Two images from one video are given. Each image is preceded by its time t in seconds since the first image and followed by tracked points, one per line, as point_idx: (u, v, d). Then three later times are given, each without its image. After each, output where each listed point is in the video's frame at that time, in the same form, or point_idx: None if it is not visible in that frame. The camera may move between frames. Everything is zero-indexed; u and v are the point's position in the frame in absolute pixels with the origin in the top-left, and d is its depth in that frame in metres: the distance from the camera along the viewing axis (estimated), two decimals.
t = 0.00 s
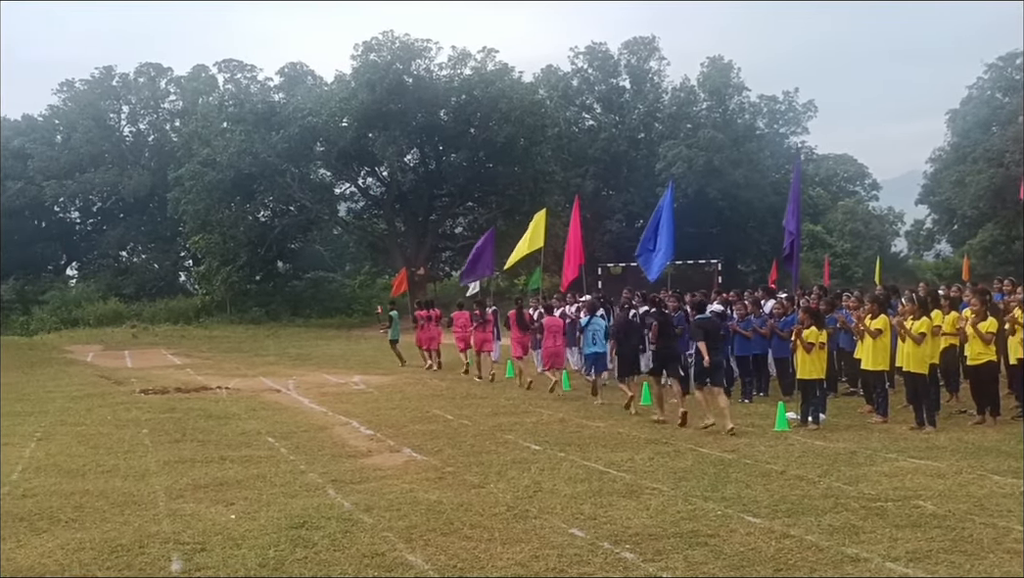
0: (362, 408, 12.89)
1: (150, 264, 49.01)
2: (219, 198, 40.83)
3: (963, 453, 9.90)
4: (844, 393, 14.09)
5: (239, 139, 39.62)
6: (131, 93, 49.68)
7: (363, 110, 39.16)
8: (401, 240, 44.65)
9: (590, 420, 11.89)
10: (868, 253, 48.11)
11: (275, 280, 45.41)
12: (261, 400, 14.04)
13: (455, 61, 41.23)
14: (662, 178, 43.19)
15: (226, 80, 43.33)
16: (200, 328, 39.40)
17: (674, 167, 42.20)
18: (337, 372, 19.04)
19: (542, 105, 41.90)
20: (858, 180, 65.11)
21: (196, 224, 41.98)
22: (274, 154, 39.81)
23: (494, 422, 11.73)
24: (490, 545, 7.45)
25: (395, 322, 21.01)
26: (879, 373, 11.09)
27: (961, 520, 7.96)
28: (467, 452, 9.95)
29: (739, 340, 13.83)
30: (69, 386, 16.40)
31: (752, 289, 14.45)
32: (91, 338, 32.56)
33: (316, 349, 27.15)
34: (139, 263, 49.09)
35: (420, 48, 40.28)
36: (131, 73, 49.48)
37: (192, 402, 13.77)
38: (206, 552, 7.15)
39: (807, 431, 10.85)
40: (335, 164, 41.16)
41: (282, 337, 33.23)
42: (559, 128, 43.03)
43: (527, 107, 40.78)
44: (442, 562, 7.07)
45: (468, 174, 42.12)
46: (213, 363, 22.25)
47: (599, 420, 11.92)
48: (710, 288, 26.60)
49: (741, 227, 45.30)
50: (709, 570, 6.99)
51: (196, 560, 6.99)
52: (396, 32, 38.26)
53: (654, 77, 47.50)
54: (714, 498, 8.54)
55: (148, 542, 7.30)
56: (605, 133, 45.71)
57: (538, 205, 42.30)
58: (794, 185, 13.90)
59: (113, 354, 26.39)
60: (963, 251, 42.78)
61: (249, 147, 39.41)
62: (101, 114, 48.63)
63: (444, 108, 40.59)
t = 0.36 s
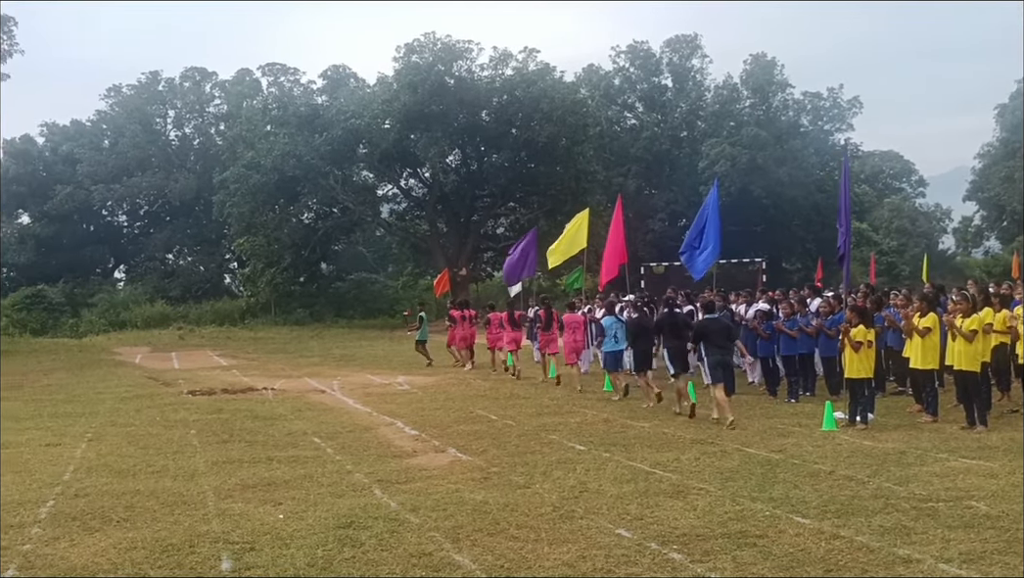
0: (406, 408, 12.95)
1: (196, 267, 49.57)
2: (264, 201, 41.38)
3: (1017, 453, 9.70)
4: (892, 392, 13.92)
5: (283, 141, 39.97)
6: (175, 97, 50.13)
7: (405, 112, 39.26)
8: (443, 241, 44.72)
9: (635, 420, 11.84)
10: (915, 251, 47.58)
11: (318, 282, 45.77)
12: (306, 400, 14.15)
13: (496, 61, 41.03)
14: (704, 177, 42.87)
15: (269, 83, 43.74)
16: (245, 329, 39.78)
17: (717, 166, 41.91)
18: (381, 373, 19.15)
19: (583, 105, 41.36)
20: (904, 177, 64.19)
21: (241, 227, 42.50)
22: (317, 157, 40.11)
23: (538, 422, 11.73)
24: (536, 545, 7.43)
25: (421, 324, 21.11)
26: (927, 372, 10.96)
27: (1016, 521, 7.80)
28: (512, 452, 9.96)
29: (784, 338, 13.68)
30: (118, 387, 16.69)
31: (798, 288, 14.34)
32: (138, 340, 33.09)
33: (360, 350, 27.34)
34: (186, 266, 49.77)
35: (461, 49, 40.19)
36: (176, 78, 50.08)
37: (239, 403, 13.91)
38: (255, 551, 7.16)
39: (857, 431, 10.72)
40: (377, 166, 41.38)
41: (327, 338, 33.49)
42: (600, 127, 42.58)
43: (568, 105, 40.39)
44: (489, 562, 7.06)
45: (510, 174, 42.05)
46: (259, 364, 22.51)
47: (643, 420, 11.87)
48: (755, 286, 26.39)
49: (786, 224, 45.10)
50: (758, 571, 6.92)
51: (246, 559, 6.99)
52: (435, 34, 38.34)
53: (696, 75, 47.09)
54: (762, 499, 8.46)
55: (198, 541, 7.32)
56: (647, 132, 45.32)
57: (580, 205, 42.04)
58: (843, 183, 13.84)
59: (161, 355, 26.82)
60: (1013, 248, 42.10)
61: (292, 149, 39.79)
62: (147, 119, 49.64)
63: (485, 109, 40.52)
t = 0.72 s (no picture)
0: (426, 413, 12.95)
1: (216, 272, 49.53)
2: (284, 206, 41.74)
3: None
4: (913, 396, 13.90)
5: (303, 147, 40.13)
6: (196, 104, 50.70)
7: (423, 116, 39.26)
8: (462, 245, 44.63)
9: (655, 425, 11.80)
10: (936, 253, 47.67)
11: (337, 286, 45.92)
12: (326, 405, 14.17)
13: (514, 65, 40.88)
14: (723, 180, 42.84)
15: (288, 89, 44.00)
16: (265, 334, 39.95)
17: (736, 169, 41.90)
18: (400, 377, 19.19)
19: (602, 109, 41.01)
20: (924, 180, 64.10)
21: (260, 232, 42.77)
22: (337, 161, 40.22)
23: (559, 426, 11.73)
24: (559, 549, 7.41)
25: (424, 329, 21.05)
26: (951, 376, 10.91)
27: None
28: (532, 456, 9.93)
29: (805, 343, 13.66)
30: (139, 392, 16.78)
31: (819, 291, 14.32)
32: (160, 344, 33.27)
33: (379, 354, 27.39)
34: (207, 271, 49.99)
35: (480, 53, 40.08)
36: (196, 84, 50.51)
37: (259, 407, 13.93)
38: (279, 555, 7.14)
39: (881, 435, 10.67)
40: (396, 171, 41.49)
41: (346, 342, 33.59)
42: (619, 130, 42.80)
43: (587, 110, 40.06)
44: (512, 565, 7.04)
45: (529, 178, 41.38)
46: (278, 368, 22.58)
47: (665, 425, 11.84)
48: (774, 289, 26.40)
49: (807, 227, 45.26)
50: (784, 575, 6.87)
51: (270, 563, 6.98)
52: (454, 38, 38.18)
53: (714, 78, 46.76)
54: (785, 502, 8.42)
55: (223, 545, 7.31)
56: (666, 135, 45.21)
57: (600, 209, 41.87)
58: (867, 186, 13.85)
59: (181, 359, 26.97)
60: None
61: (312, 155, 40.01)
62: (168, 125, 50.06)
63: (504, 113, 40.25)
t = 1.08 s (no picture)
0: (448, 419, 12.94)
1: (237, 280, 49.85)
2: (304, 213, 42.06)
3: None
4: (938, 404, 13.86)
5: (323, 154, 40.38)
6: (216, 113, 50.97)
7: (442, 124, 39.28)
8: (481, 253, 44.49)
9: (677, 432, 11.78)
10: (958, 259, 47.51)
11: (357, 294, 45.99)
12: (348, 412, 14.19)
13: (533, 73, 40.85)
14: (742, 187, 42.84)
15: (308, 97, 44.26)
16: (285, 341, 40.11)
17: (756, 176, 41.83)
18: (420, 384, 19.22)
19: (621, 116, 40.96)
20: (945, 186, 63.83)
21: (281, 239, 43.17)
22: (356, 169, 40.38)
23: (581, 433, 11.71)
24: (584, 556, 7.36)
25: (431, 338, 21.09)
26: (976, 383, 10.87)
27: None
28: (554, 463, 9.90)
29: (827, 350, 13.68)
30: (161, 399, 16.87)
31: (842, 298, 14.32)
32: (181, 351, 33.43)
33: (399, 361, 27.42)
34: (226, 279, 50.12)
35: (499, 61, 39.93)
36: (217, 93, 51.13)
37: (282, 414, 13.94)
38: (304, 562, 7.12)
39: (906, 442, 10.63)
40: (416, 179, 41.67)
41: (365, 350, 33.67)
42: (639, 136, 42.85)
43: (606, 117, 39.96)
44: (538, 572, 6.99)
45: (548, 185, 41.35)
46: (298, 376, 22.64)
47: (687, 431, 11.82)
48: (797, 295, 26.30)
49: (826, 234, 45.21)
50: None
51: (295, 569, 6.95)
52: (472, 46, 38.12)
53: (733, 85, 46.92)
54: (811, 510, 8.36)
55: (249, 551, 7.30)
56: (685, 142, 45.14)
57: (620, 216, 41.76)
58: (890, 193, 13.87)
59: (202, 366, 27.08)
60: None
61: (332, 163, 40.26)
62: (188, 133, 50.91)
63: (523, 120, 40.15)
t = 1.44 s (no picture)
0: (463, 414, 12.95)
1: (250, 276, 49.85)
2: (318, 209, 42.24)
3: None
4: (954, 398, 13.85)
5: (337, 150, 40.56)
6: (231, 109, 51.00)
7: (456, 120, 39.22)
8: (495, 249, 44.45)
9: (693, 426, 11.76)
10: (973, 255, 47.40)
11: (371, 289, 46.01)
12: (363, 407, 14.21)
13: (548, 68, 40.74)
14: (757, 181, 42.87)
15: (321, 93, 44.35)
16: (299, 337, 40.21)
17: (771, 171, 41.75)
18: (435, 379, 19.24)
19: (636, 112, 40.82)
20: (960, 180, 63.62)
21: (295, 235, 43.38)
22: (370, 165, 40.45)
23: (595, 428, 11.71)
24: (601, 550, 7.34)
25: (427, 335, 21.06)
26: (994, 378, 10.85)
27: None
28: (570, 458, 9.89)
29: (844, 345, 13.63)
30: (176, 394, 16.92)
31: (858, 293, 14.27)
32: (196, 347, 33.50)
33: (412, 356, 27.43)
34: (241, 275, 50.06)
35: (512, 56, 39.70)
36: (230, 89, 50.93)
37: (297, 409, 13.95)
38: (322, 555, 7.12)
39: (922, 437, 10.62)
40: (429, 174, 41.69)
41: (380, 345, 33.72)
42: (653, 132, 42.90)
43: (621, 112, 39.78)
44: (555, 566, 6.97)
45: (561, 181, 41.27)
46: (313, 371, 22.68)
47: (703, 426, 11.81)
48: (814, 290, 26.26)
49: (841, 230, 45.17)
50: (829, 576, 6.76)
51: (313, 563, 6.95)
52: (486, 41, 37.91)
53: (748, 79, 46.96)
54: (828, 505, 8.34)
55: (266, 545, 7.32)
56: (699, 137, 45.04)
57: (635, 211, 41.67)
58: (906, 187, 13.81)
59: (216, 361, 27.16)
60: None
61: (346, 158, 40.48)
62: (202, 130, 50.54)
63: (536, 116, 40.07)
